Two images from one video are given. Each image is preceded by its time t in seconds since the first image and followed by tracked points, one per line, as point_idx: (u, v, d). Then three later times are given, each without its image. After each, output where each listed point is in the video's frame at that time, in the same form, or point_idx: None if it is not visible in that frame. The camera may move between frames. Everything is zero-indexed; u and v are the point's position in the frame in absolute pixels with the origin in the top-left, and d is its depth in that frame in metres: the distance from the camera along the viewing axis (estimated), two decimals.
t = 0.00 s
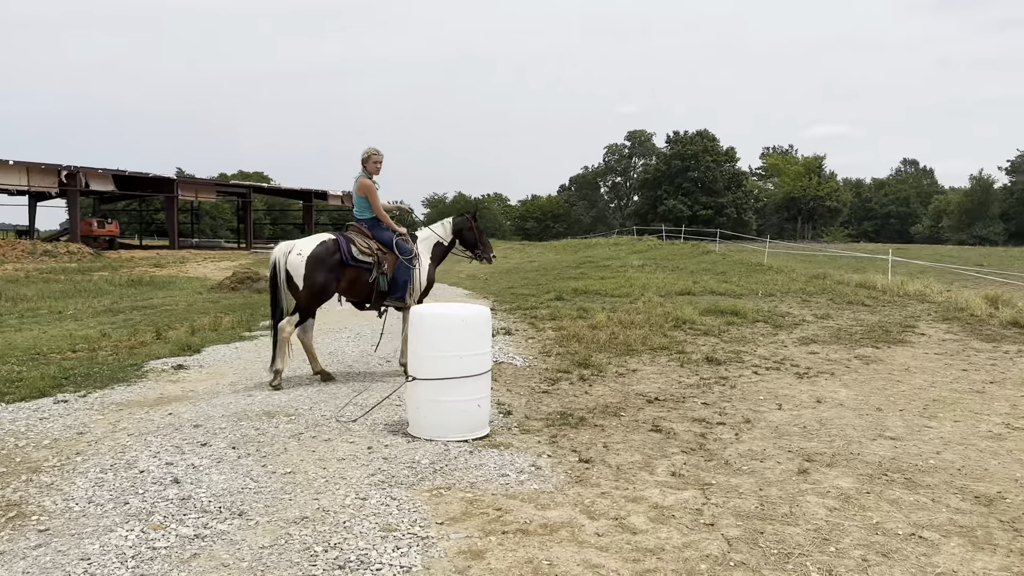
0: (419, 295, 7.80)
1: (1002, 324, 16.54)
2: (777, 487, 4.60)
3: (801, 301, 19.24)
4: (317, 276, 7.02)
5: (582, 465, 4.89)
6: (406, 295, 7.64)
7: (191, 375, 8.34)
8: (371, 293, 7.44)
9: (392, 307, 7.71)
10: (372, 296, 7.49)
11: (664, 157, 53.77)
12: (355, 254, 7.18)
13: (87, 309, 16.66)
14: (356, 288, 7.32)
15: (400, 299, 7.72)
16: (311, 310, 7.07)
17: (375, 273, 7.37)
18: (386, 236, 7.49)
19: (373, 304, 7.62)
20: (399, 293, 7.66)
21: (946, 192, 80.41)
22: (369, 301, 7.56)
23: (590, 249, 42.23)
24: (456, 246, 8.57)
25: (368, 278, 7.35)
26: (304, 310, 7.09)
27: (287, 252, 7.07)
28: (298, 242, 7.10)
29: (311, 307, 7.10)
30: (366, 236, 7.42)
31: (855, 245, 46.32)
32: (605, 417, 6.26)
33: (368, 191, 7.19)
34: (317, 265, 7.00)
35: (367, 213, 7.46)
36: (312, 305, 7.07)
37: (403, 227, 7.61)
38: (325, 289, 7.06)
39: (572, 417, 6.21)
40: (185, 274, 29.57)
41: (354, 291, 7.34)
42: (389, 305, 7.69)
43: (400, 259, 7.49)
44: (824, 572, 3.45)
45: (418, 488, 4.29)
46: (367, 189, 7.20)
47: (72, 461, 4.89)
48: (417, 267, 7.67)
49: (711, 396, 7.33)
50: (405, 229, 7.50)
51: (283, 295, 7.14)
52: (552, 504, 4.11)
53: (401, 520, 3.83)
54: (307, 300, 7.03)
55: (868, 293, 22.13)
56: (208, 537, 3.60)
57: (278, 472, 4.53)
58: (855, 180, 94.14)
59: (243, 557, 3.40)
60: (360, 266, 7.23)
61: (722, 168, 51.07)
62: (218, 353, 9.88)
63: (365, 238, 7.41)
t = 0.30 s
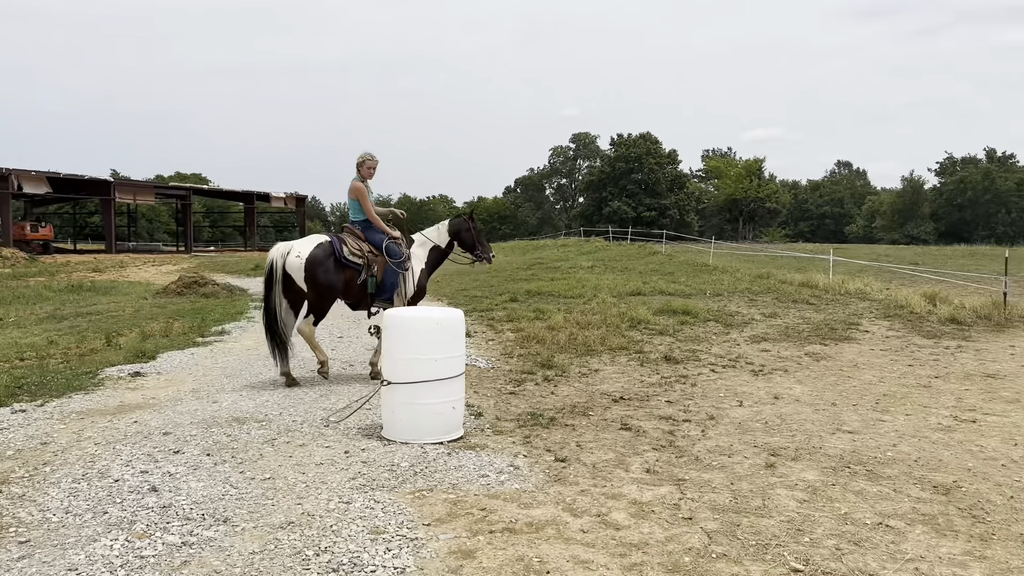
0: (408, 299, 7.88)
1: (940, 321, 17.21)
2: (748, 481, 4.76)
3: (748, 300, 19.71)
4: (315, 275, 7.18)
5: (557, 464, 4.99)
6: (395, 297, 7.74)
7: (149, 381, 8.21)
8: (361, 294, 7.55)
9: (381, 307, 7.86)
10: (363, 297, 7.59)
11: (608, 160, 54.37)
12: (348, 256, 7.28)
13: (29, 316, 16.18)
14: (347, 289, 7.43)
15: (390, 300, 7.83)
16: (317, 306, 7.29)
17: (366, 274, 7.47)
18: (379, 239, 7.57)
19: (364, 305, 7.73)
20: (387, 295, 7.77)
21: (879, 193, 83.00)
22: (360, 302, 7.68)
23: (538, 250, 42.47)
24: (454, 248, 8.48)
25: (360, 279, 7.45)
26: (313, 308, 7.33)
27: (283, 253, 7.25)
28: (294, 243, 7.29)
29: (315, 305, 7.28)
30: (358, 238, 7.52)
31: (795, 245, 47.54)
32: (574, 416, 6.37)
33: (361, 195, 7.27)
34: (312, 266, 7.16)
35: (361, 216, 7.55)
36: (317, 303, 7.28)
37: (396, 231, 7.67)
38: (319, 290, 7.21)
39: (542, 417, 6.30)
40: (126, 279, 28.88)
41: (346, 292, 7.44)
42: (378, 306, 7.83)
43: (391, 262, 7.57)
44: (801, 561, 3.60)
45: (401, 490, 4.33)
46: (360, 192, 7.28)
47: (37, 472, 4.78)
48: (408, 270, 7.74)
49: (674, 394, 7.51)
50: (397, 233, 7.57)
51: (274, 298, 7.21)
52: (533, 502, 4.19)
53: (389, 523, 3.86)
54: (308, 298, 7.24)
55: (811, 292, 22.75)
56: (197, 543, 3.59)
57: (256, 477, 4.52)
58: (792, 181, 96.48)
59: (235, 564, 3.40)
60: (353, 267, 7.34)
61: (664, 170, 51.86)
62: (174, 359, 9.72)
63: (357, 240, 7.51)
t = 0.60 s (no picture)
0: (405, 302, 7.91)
1: (887, 316, 17.76)
2: (726, 473, 4.88)
3: (701, 298, 20.04)
4: (308, 280, 7.20)
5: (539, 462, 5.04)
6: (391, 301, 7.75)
7: (110, 387, 8.02)
8: (357, 298, 7.57)
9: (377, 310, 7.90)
10: (359, 301, 7.62)
11: (556, 160, 54.64)
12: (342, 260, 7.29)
13: None
14: (342, 294, 7.46)
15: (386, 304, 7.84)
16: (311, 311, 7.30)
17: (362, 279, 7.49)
18: (375, 244, 7.56)
19: (360, 308, 7.77)
20: (384, 298, 7.78)
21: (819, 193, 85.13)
22: (356, 305, 7.71)
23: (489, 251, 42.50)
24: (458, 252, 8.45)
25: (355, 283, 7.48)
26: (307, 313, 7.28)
27: (280, 256, 7.26)
28: (291, 246, 7.32)
29: (308, 310, 7.30)
30: (355, 243, 7.52)
31: (740, 244, 48.46)
32: (548, 414, 6.44)
33: (358, 200, 7.25)
34: (307, 271, 7.20)
35: (358, 220, 7.55)
36: (310, 308, 7.30)
37: (393, 235, 7.65)
38: (315, 294, 7.24)
39: (518, 416, 6.35)
40: (67, 284, 28.06)
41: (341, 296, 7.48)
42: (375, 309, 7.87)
43: (386, 267, 7.56)
44: (788, 549, 3.71)
45: (388, 490, 4.33)
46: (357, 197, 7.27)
47: (7, 481, 4.66)
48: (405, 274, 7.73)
49: (644, 391, 7.62)
50: (394, 237, 7.55)
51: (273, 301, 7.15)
52: (523, 499, 4.23)
53: (382, 522, 3.86)
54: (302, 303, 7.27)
55: (761, 289, 23.23)
56: (189, 548, 3.55)
57: (239, 481, 4.49)
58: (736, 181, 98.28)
59: (231, 568, 3.37)
60: (347, 273, 7.35)
61: (612, 171, 52.33)
62: (131, 365, 9.53)
63: (354, 244, 7.50)
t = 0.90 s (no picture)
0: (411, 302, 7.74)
1: (842, 311, 18.21)
2: (712, 467, 4.98)
3: (661, 295, 20.29)
4: (307, 280, 7.39)
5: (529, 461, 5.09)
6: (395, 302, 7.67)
7: (77, 394, 7.84)
8: (360, 298, 7.58)
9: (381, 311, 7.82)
10: (362, 300, 7.62)
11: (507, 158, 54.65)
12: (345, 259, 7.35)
13: None
14: (345, 292, 7.51)
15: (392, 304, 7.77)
16: (305, 311, 7.46)
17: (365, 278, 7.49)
18: (379, 243, 7.55)
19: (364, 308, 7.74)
20: (387, 298, 7.68)
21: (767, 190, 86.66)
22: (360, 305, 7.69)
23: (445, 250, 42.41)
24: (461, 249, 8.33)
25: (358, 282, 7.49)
26: (298, 312, 7.51)
27: (284, 258, 7.55)
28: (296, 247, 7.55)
29: (305, 309, 7.47)
30: (359, 242, 7.54)
31: (695, 241, 49.08)
32: (530, 413, 6.49)
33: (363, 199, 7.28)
34: (308, 270, 7.38)
35: (364, 220, 7.57)
36: (306, 308, 7.45)
37: (399, 235, 7.61)
38: (314, 294, 7.41)
39: (500, 415, 6.39)
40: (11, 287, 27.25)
41: (345, 295, 7.53)
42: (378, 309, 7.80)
43: (390, 266, 7.51)
44: (782, 540, 3.82)
45: (383, 492, 4.33)
46: (361, 196, 7.30)
47: None
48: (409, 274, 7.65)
49: (621, 387, 7.72)
50: (397, 236, 7.51)
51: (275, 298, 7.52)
52: (518, 498, 4.27)
53: (382, 525, 3.86)
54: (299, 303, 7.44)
55: (718, 286, 23.60)
56: (190, 555, 3.52)
57: (230, 485, 4.45)
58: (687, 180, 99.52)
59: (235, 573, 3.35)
60: (349, 271, 7.41)
61: (565, 169, 52.59)
62: (95, 370, 9.33)
63: (359, 244, 7.53)
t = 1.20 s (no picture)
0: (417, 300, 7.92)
1: (796, 304, 18.62)
2: (693, 455, 5.10)
3: (619, 290, 20.51)
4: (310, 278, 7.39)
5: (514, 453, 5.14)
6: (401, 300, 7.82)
7: (40, 395, 7.64)
8: (365, 296, 7.68)
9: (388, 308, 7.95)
10: (368, 298, 7.73)
11: (457, 155, 54.51)
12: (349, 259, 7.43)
13: None
14: (350, 291, 7.60)
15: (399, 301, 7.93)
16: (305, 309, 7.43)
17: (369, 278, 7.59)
18: (385, 242, 7.60)
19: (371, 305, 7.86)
20: (395, 296, 7.80)
21: (715, 187, 87.90)
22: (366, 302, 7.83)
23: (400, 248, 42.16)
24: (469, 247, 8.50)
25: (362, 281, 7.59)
26: (297, 309, 7.49)
27: (290, 255, 7.55)
28: (301, 245, 7.53)
29: (306, 307, 7.45)
30: (365, 241, 7.61)
31: (648, 237, 49.62)
32: (508, 406, 6.55)
33: (367, 201, 7.32)
34: (312, 269, 7.39)
35: (369, 219, 7.59)
36: (306, 306, 7.44)
37: (404, 234, 7.66)
38: (315, 292, 7.41)
39: (479, 409, 6.45)
40: None
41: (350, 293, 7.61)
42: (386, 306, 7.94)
43: (396, 266, 7.60)
44: (771, 522, 3.94)
45: (374, 486, 4.35)
46: (366, 196, 7.32)
47: None
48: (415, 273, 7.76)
49: (596, 380, 7.83)
50: (403, 236, 7.56)
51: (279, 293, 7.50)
52: (509, 488, 4.32)
53: (378, 517, 3.87)
54: (300, 300, 7.41)
55: (674, 280, 23.93)
56: (189, 551, 3.49)
57: (217, 483, 4.42)
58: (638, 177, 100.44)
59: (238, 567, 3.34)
60: (354, 271, 7.48)
61: (517, 166, 52.68)
62: (54, 371, 9.11)
63: (364, 243, 7.60)
